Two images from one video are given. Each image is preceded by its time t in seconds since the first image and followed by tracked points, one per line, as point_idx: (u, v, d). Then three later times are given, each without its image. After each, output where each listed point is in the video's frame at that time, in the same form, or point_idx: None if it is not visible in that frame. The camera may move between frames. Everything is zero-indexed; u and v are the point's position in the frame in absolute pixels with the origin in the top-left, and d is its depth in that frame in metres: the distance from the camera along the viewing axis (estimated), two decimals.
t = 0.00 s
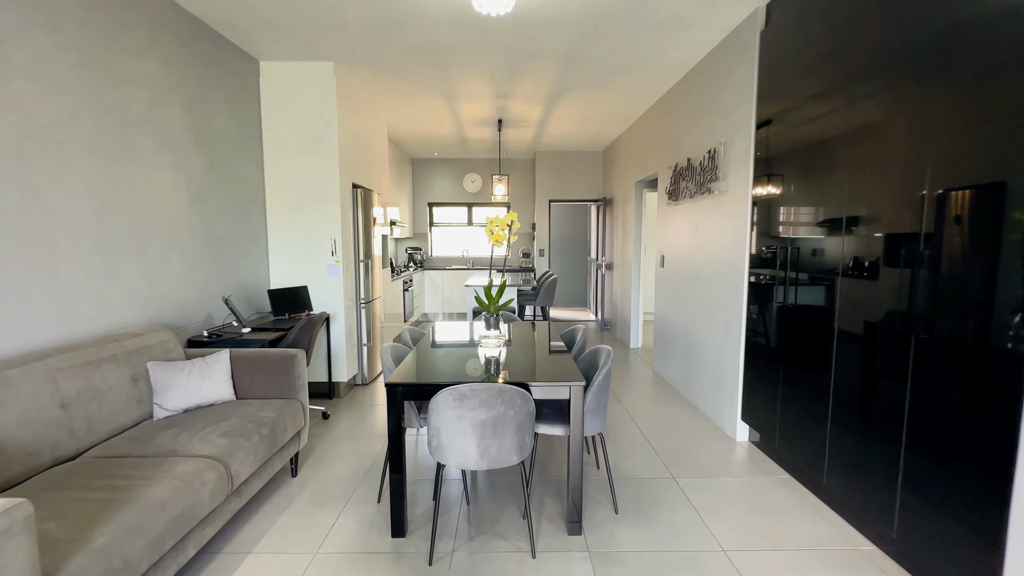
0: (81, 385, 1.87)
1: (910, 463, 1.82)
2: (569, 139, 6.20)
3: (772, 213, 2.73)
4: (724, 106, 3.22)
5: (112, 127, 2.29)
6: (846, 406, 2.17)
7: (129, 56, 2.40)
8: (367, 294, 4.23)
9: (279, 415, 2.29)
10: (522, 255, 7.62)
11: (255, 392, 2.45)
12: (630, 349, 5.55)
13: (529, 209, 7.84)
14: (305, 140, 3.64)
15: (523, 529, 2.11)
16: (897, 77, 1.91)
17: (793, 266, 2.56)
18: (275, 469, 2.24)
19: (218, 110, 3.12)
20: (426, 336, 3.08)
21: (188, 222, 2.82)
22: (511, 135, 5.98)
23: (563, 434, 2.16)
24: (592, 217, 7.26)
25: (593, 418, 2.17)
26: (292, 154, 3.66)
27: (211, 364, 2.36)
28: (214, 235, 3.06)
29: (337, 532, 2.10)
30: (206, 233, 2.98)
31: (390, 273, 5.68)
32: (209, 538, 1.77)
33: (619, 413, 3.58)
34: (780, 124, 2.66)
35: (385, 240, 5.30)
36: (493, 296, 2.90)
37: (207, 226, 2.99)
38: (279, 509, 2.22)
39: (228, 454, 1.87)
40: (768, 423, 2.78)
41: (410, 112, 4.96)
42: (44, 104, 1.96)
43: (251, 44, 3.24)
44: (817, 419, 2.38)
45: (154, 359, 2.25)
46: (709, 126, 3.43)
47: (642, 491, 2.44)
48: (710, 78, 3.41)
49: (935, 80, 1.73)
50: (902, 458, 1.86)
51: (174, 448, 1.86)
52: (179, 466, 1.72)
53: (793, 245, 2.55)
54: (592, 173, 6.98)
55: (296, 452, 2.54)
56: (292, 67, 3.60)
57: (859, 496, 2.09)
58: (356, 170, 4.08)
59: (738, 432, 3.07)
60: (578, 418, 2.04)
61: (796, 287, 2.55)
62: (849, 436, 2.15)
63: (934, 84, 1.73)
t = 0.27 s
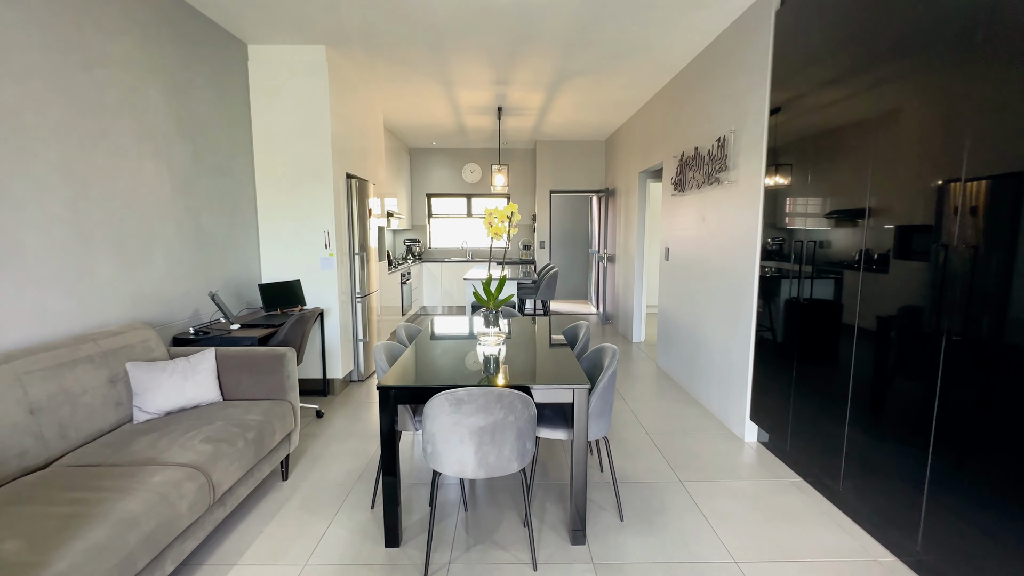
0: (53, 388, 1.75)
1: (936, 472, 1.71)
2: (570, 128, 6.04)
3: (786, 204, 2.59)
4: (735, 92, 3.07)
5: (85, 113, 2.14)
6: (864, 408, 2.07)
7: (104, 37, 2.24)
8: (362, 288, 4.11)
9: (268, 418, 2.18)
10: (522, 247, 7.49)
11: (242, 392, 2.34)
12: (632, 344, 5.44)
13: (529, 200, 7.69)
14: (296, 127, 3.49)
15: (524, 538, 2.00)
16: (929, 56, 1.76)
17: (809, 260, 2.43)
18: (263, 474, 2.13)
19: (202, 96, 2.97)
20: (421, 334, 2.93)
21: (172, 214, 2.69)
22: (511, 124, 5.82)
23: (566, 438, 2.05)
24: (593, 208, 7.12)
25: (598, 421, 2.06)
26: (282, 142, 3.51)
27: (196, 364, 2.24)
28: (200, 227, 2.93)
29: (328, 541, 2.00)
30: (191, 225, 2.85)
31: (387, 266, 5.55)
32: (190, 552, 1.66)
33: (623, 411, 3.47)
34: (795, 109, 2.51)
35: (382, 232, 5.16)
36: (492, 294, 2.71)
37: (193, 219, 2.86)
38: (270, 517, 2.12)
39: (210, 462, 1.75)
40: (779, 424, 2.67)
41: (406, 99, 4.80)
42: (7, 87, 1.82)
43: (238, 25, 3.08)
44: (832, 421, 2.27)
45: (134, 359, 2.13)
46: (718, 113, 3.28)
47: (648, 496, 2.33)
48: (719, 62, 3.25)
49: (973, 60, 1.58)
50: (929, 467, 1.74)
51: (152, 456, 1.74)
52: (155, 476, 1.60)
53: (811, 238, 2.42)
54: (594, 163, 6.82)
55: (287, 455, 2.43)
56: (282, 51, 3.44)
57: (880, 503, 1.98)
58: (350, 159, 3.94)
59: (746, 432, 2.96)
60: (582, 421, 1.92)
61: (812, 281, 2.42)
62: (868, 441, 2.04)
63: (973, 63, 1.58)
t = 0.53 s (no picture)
0: (25, 391, 1.65)
1: (963, 480, 1.61)
2: (572, 118, 5.89)
3: (800, 195, 2.48)
4: (745, 78, 2.93)
5: (59, 97, 2.02)
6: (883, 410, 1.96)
7: (79, 17, 2.11)
8: (359, 282, 3.99)
9: (258, 419, 2.08)
10: (523, 240, 7.36)
11: (231, 392, 2.24)
12: (635, 339, 5.33)
13: (530, 192, 7.55)
14: (288, 116, 3.36)
15: (525, 546, 1.91)
16: (962, 34, 1.63)
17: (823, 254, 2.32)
18: (253, 478, 2.04)
19: (188, 82, 2.83)
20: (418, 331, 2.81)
21: (157, 206, 2.57)
22: (512, 113, 5.67)
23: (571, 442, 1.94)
24: (596, 200, 6.98)
25: (603, 423, 1.95)
26: (274, 132, 3.38)
27: (182, 363, 2.14)
28: (188, 220, 2.81)
29: (320, 549, 1.91)
30: (178, 217, 2.73)
31: (385, 260, 5.43)
32: (172, 564, 1.57)
33: (627, 409, 3.37)
34: (811, 95, 2.38)
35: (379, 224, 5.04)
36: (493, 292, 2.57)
37: (180, 211, 2.74)
38: (260, 524, 2.02)
39: (193, 469, 1.65)
40: (790, 424, 2.57)
41: (404, 87, 4.65)
42: None
43: (225, 8, 2.94)
44: (849, 423, 2.17)
45: (115, 359, 2.02)
46: (727, 100, 3.14)
47: (655, 500, 2.24)
48: (730, 46, 3.11)
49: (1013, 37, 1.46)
50: (957, 475, 1.63)
51: (131, 463, 1.64)
52: (133, 485, 1.50)
53: (828, 231, 2.29)
54: (596, 154, 6.68)
55: (279, 457, 2.33)
56: (272, 36, 3.30)
57: (900, 510, 1.88)
58: (345, 149, 3.81)
59: (756, 432, 2.86)
60: (587, 424, 1.81)
61: (827, 276, 2.31)
62: (888, 445, 1.94)
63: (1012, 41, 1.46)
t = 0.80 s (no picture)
0: None
1: (999, 492, 1.49)
2: (574, 107, 5.73)
3: (817, 185, 2.34)
4: (758, 62, 2.79)
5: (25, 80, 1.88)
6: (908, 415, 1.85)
7: None
8: (354, 278, 3.86)
9: (241, 424, 1.96)
10: (523, 233, 7.22)
11: (214, 395, 2.12)
12: (638, 335, 5.21)
13: (531, 185, 7.40)
14: (277, 103, 3.21)
15: (525, 559, 1.80)
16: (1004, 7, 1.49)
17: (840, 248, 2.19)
18: (237, 486, 1.92)
19: (170, 67, 2.69)
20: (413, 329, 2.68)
21: (138, 198, 2.44)
22: (512, 102, 5.51)
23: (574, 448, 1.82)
24: (597, 192, 6.84)
25: (608, 428, 1.84)
26: (263, 120, 3.23)
27: (161, 364, 2.02)
28: (171, 212, 2.68)
29: (308, 562, 1.79)
30: (160, 209, 2.60)
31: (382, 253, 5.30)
32: None
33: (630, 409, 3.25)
34: (829, 78, 2.24)
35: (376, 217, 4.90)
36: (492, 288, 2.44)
37: (162, 203, 2.61)
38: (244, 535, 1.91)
39: (167, 480, 1.53)
40: (803, 427, 2.45)
41: (400, 75, 4.50)
42: None
43: None
44: (869, 427, 2.05)
45: (87, 359, 1.89)
46: (738, 86, 3.00)
47: (663, 508, 2.12)
48: (741, 29, 2.95)
49: None
50: (992, 486, 1.52)
51: (100, 474, 1.52)
52: (99, 500, 1.38)
53: (847, 224, 2.16)
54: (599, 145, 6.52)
55: (266, 463, 2.21)
56: (260, 19, 3.15)
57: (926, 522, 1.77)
58: (338, 139, 3.66)
59: (766, 434, 2.75)
60: (592, 430, 1.69)
61: (845, 271, 2.18)
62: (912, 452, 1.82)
63: None
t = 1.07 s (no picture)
0: None
1: None
2: (575, 100, 5.57)
3: (835, 180, 2.20)
4: (771, 49, 2.63)
5: None
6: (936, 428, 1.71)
7: None
8: (348, 276, 3.72)
9: (220, 436, 1.83)
10: (523, 229, 7.07)
11: (192, 404, 1.98)
12: (641, 334, 5.07)
13: (531, 179, 7.24)
14: (264, 93, 3.06)
15: None
16: None
17: (861, 247, 2.05)
18: (215, 503, 1.79)
19: (148, 54, 2.54)
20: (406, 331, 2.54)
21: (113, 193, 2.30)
22: (511, 95, 5.35)
23: (578, 463, 1.69)
24: (599, 187, 6.68)
25: (615, 442, 1.70)
26: (250, 111, 3.08)
27: (133, 372, 1.89)
28: (151, 208, 2.54)
29: None
30: (138, 206, 2.46)
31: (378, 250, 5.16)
32: None
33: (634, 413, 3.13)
34: (850, 65, 2.09)
35: (371, 213, 4.76)
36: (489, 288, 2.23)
37: (141, 198, 2.47)
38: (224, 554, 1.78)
39: (133, 502, 1.40)
40: (819, 436, 2.32)
41: (395, 65, 4.34)
42: None
43: None
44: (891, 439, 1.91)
45: (53, 368, 1.76)
46: (749, 75, 2.84)
47: (671, 524, 1.99)
48: (753, 15, 2.80)
49: None
50: None
51: (59, 496, 1.39)
52: (53, 528, 1.25)
53: (870, 221, 2.01)
54: (601, 139, 6.36)
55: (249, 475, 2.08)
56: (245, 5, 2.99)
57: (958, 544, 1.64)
58: (330, 131, 3.51)
59: (778, 441, 2.62)
60: (598, 446, 1.56)
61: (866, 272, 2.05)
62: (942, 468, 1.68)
63: None
